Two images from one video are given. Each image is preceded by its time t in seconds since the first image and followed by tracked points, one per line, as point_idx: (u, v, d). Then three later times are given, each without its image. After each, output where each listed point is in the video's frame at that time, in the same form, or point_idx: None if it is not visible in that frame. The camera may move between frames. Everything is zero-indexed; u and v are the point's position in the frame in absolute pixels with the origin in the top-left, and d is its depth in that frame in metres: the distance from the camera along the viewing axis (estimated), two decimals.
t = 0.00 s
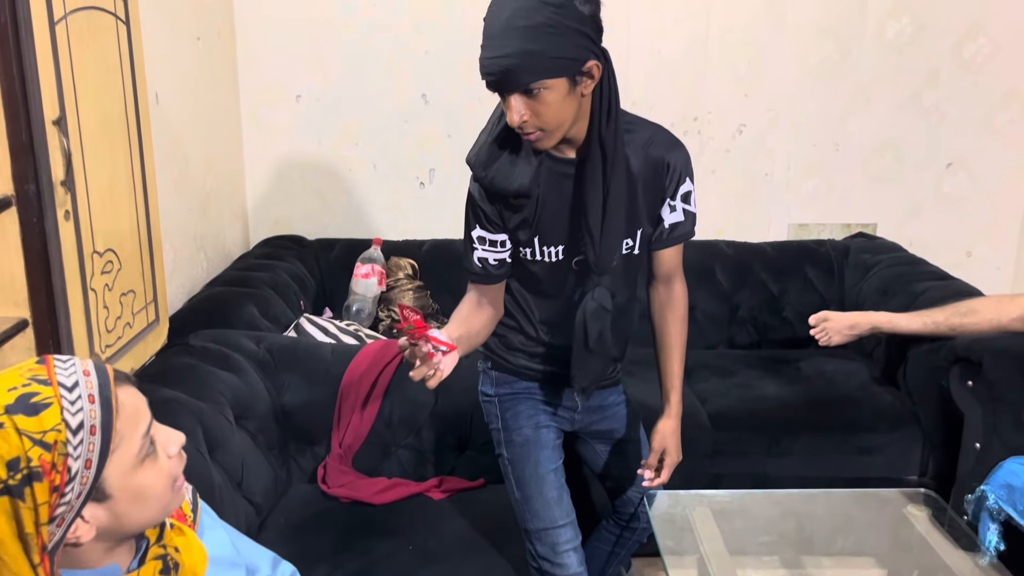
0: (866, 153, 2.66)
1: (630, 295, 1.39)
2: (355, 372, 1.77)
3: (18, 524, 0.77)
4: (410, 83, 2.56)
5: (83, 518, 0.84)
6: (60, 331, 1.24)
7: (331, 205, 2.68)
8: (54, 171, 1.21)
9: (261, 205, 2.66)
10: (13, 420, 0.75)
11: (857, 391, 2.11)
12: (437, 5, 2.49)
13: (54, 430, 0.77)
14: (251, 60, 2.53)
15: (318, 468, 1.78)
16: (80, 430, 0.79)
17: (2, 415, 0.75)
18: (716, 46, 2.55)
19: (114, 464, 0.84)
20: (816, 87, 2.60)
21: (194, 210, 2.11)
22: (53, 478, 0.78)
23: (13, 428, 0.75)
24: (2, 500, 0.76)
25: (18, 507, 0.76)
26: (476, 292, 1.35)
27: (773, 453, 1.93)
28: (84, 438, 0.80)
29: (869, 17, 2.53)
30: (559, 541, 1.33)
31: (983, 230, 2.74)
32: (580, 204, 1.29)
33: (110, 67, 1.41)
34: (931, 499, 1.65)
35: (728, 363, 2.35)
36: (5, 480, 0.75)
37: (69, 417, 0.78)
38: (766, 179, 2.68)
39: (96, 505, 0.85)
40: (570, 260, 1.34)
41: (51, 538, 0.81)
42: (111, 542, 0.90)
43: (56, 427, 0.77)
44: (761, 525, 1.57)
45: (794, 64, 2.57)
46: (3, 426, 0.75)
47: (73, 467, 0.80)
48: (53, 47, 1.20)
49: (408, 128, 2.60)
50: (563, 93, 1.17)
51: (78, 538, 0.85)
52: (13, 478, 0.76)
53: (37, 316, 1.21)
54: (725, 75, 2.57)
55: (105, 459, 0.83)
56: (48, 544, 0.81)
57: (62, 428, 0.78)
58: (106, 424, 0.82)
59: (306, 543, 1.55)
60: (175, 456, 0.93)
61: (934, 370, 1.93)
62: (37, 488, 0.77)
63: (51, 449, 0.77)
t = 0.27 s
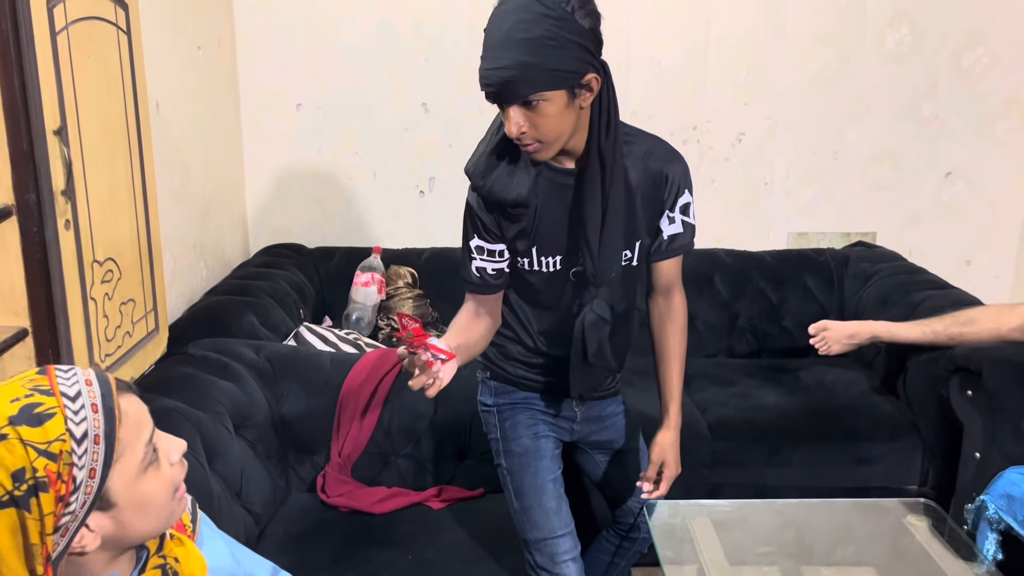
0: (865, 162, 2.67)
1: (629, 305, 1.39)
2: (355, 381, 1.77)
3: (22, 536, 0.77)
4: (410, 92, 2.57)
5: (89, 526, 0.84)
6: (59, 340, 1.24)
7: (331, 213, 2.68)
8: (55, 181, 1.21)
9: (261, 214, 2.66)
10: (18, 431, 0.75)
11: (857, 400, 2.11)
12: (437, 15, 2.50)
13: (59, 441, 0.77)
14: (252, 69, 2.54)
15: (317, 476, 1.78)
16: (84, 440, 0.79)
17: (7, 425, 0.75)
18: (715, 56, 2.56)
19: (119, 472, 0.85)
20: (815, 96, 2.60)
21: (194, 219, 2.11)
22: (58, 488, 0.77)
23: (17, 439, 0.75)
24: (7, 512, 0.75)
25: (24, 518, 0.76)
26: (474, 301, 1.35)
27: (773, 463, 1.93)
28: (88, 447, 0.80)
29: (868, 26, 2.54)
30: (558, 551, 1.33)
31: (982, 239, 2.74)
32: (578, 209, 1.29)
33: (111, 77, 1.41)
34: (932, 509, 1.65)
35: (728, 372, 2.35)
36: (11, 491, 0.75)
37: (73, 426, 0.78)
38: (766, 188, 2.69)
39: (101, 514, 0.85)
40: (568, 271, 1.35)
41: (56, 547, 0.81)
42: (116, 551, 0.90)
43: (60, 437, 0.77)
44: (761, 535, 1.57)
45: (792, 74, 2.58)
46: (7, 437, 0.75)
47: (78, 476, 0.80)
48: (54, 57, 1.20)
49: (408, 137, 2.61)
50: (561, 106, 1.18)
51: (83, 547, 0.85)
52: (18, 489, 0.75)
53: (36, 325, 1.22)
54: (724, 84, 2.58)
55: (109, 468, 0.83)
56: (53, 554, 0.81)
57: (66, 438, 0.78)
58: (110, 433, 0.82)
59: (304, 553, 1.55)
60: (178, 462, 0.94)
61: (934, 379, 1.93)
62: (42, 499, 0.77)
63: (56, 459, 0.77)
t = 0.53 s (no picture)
0: (866, 169, 2.67)
1: (629, 311, 1.39)
2: (356, 386, 1.77)
3: (22, 540, 0.77)
4: (411, 99, 2.57)
5: (88, 532, 0.84)
6: (60, 346, 1.24)
7: (331, 220, 2.68)
8: (56, 187, 1.21)
9: (261, 220, 2.66)
10: (15, 437, 0.75)
11: (858, 408, 2.11)
12: (439, 22, 2.51)
13: (57, 446, 0.77)
14: (254, 76, 2.54)
15: (317, 483, 1.77)
16: (82, 445, 0.79)
17: (4, 431, 0.75)
18: (716, 64, 2.56)
19: (117, 478, 0.84)
20: (815, 104, 2.61)
21: (195, 225, 2.11)
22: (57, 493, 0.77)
23: (15, 445, 0.75)
24: (6, 517, 0.76)
25: (23, 524, 0.76)
26: (471, 307, 1.36)
27: (774, 471, 1.92)
28: (87, 452, 0.80)
29: (868, 34, 2.55)
30: (557, 558, 1.32)
31: (983, 246, 2.74)
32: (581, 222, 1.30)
33: (112, 83, 1.42)
34: (933, 517, 1.64)
35: (729, 380, 2.34)
36: (10, 497, 0.75)
37: (70, 432, 0.78)
38: (766, 196, 2.69)
39: (100, 519, 0.85)
40: (566, 278, 1.34)
41: (56, 553, 0.81)
42: (114, 557, 0.89)
43: (58, 443, 0.77)
44: (762, 544, 1.56)
45: (792, 81, 2.58)
46: (5, 443, 0.75)
47: (76, 482, 0.80)
48: (55, 63, 1.21)
49: (409, 144, 2.61)
50: (560, 113, 1.18)
51: (82, 553, 0.85)
52: (17, 495, 0.75)
53: (36, 332, 1.21)
54: (725, 91, 2.59)
55: (108, 473, 0.83)
56: (53, 559, 0.81)
57: (64, 443, 0.78)
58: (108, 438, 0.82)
59: (303, 560, 1.54)
60: (177, 466, 0.93)
61: (936, 388, 1.92)
62: (40, 504, 0.77)
63: (54, 464, 0.77)
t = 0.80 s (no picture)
0: (870, 175, 2.67)
1: (629, 317, 1.38)
2: (359, 389, 1.78)
3: (22, 540, 0.77)
4: (415, 104, 2.58)
5: (88, 533, 0.84)
6: (63, 349, 1.24)
7: (335, 225, 2.69)
8: (60, 191, 1.22)
9: (266, 225, 2.67)
10: (20, 436, 0.75)
11: (862, 414, 2.10)
12: (443, 28, 2.52)
13: (61, 446, 0.77)
14: (259, 82, 2.55)
15: (320, 488, 1.77)
16: (86, 446, 0.79)
17: (9, 430, 0.75)
18: (719, 70, 2.56)
19: (118, 479, 0.84)
20: (819, 110, 2.61)
21: (199, 230, 2.12)
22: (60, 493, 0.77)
23: (20, 443, 0.75)
24: (9, 516, 0.75)
25: (25, 523, 0.76)
26: (466, 302, 1.41)
27: (777, 477, 1.92)
28: (90, 453, 0.80)
29: (871, 41, 2.55)
30: (561, 563, 1.32)
31: (987, 253, 2.73)
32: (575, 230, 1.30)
33: (117, 88, 1.42)
34: (938, 524, 1.63)
35: (732, 386, 2.34)
36: (13, 496, 0.74)
37: (75, 432, 0.78)
38: (770, 202, 2.69)
39: (100, 521, 0.84)
40: (565, 282, 1.34)
41: (55, 555, 0.81)
42: (113, 559, 0.89)
43: (63, 442, 0.77)
44: (766, 550, 1.55)
45: (796, 88, 2.59)
46: (9, 442, 0.75)
47: (79, 482, 0.80)
48: (60, 67, 1.21)
49: (413, 149, 2.62)
50: (560, 121, 1.18)
51: (83, 555, 0.84)
52: (20, 494, 0.75)
53: (40, 334, 1.22)
54: (729, 97, 2.59)
55: (109, 474, 0.83)
56: (52, 561, 0.80)
57: (68, 444, 0.78)
58: (110, 439, 0.82)
59: (306, 565, 1.54)
60: (177, 471, 0.94)
61: (940, 394, 1.91)
62: (43, 504, 0.77)
63: (59, 463, 0.76)
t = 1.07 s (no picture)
0: (876, 180, 2.67)
1: (631, 323, 1.38)
2: (365, 392, 1.76)
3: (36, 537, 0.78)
4: (422, 107, 2.59)
5: (100, 533, 0.84)
6: (73, 350, 1.25)
7: (342, 228, 2.70)
8: (70, 193, 1.22)
9: (273, 228, 2.68)
10: (36, 435, 0.76)
11: (868, 418, 2.10)
12: (450, 31, 2.53)
13: (77, 445, 0.78)
14: (267, 85, 2.56)
15: (326, 490, 1.78)
16: (100, 445, 0.80)
17: (25, 429, 0.76)
18: (725, 74, 2.57)
19: (130, 479, 0.85)
20: (825, 114, 2.61)
21: (207, 232, 2.13)
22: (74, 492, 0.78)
23: (35, 442, 0.76)
24: (24, 514, 0.77)
25: (40, 521, 0.77)
26: (473, 311, 1.39)
27: (783, 481, 1.92)
28: (105, 452, 0.80)
29: (878, 45, 2.55)
30: (567, 565, 1.32)
31: (994, 257, 2.73)
32: (575, 234, 1.29)
33: (127, 90, 1.43)
34: (944, 529, 1.63)
35: (738, 390, 2.34)
36: (28, 495, 0.76)
37: (90, 431, 0.79)
38: (776, 206, 2.69)
39: (113, 521, 0.85)
40: (566, 287, 1.33)
41: (68, 553, 0.82)
42: (125, 558, 0.90)
43: (78, 442, 0.78)
44: (772, 554, 1.55)
45: (802, 92, 2.59)
46: (25, 441, 0.76)
47: (93, 482, 0.80)
48: (71, 70, 1.22)
49: (420, 152, 2.63)
50: (560, 129, 1.19)
51: (94, 554, 0.85)
52: (35, 492, 0.76)
53: (50, 336, 1.22)
54: (735, 101, 2.59)
55: (123, 474, 0.83)
56: (65, 558, 0.81)
57: (84, 443, 0.78)
58: (124, 439, 0.83)
59: (312, 567, 1.54)
60: (188, 472, 0.94)
61: (947, 399, 1.91)
62: (57, 502, 0.78)
63: (73, 463, 0.77)
